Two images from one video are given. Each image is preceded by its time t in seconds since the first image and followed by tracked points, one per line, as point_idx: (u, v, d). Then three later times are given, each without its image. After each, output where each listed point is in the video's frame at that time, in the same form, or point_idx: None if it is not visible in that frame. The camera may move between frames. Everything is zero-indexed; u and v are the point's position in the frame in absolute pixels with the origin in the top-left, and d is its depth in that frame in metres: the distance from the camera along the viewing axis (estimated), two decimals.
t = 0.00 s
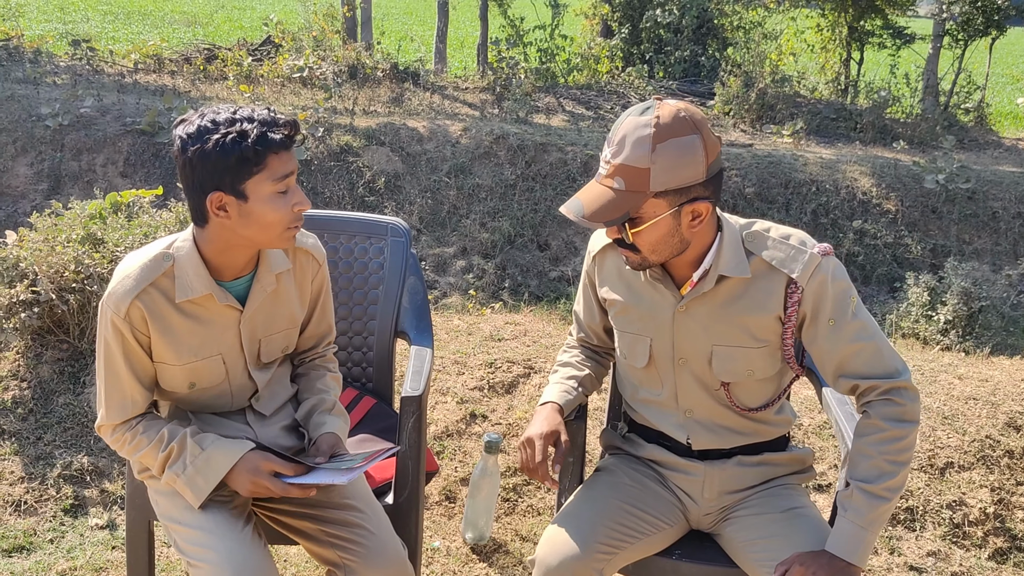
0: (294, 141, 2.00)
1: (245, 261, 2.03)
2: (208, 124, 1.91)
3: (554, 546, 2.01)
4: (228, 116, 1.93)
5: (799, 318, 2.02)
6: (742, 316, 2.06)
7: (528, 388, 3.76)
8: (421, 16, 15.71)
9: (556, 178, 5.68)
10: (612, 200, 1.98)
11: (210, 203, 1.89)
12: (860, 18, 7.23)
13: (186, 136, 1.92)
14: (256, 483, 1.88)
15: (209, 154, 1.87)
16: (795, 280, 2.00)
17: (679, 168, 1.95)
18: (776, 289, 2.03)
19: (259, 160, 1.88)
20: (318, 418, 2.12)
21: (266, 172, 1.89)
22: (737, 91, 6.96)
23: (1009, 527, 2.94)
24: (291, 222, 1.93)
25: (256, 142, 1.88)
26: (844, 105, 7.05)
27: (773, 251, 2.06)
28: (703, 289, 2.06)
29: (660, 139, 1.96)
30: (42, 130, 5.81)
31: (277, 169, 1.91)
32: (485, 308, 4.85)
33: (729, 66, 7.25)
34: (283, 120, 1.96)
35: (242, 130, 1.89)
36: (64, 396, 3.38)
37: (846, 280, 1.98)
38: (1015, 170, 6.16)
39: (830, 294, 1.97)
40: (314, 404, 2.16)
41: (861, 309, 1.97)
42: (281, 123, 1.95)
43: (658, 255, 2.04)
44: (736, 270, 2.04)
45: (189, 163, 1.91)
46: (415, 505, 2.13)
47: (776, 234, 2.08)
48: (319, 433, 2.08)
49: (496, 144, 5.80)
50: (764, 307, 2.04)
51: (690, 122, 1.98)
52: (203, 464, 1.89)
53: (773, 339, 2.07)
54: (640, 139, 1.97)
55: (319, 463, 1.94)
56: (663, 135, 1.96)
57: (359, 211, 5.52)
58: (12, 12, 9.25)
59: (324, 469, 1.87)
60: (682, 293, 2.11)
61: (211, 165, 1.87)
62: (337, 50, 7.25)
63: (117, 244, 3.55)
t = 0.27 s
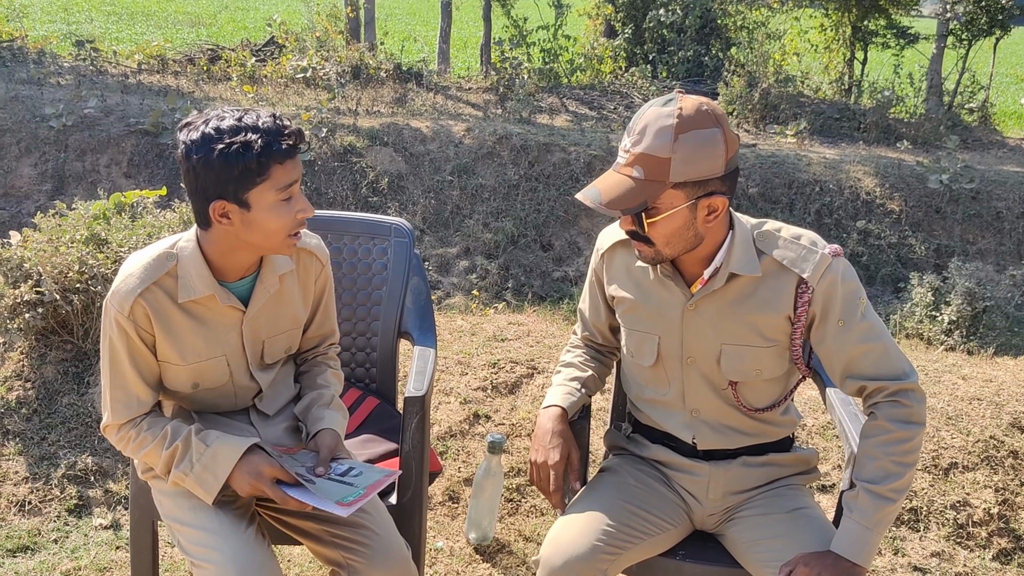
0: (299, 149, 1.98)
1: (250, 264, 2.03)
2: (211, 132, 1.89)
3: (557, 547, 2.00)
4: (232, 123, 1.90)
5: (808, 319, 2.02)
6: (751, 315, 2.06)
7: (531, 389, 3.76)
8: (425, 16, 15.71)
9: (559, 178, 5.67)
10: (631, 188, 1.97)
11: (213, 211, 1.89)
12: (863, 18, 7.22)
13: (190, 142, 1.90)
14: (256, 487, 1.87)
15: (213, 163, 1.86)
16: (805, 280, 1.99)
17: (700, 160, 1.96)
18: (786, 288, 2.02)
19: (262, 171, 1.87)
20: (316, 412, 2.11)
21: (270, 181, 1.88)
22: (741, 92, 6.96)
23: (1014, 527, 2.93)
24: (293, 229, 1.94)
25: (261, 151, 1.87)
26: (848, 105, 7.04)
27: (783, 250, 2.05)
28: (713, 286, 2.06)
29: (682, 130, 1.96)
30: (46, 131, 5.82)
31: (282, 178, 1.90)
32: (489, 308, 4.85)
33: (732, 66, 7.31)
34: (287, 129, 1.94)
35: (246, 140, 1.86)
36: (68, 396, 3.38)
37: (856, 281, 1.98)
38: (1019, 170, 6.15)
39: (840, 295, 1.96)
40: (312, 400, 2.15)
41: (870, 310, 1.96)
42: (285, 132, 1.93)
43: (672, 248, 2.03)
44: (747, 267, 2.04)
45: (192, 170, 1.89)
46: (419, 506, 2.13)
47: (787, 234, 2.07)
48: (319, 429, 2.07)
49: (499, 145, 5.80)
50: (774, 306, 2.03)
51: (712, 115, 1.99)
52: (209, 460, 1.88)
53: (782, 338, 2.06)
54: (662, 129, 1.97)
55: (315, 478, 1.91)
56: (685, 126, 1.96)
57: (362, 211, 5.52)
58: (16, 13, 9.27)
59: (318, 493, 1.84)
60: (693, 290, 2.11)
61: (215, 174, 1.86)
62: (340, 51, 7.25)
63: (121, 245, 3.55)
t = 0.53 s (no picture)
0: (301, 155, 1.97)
1: (251, 266, 2.03)
2: (212, 138, 1.88)
3: (559, 546, 2.00)
4: (233, 129, 1.90)
5: (820, 317, 2.02)
6: (764, 311, 2.06)
7: (533, 388, 3.76)
8: (426, 16, 15.71)
9: (561, 177, 5.67)
10: (657, 172, 1.98)
11: (215, 217, 1.89)
12: (865, 17, 7.21)
13: (191, 149, 1.90)
14: (244, 495, 1.88)
15: (214, 171, 1.86)
16: (820, 278, 2.00)
17: (726, 150, 1.96)
18: (800, 286, 2.03)
19: (265, 179, 1.87)
20: (313, 421, 2.10)
21: (273, 187, 1.88)
22: (742, 91, 6.96)
23: (1016, 526, 2.93)
24: (296, 234, 1.94)
25: (262, 158, 1.86)
26: (850, 104, 7.03)
27: (799, 248, 2.05)
28: (727, 280, 2.06)
29: (712, 119, 1.97)
30: (48, 130, 5.82)
31: (284, 184, 1.90)
32: (490, 307, 4.85)
33: (734, 65, 7.41)
34: (289, 134, 1.93)
35: (248, 147, 1.86)
36: (70, 395, 3.38)
37: (869, 281, 1.98)
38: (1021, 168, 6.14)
39: (853, 295, 1.97)
40: (311, 406, 2.14)
41: (881, 311, 1.97)
42: (287, 138, 1.92)
43: (690, 238, 2.04)
44: (762, 263, 2.04)
45: (194, 177, 1.89)
46: (421, 504, 2.13)
47: (802, 233, 2.07)
48: (314, 438, 2.07)
49: (501, 144, 5.80)
50: (788, 303, 2.04)
51: (740, 108, 2.00)
52: (200, 462, 1.88)
53: (793, 336, 2.06)
54: (692, 117, 1.97)
55: (303, 486, 1.91)
56: (714, 115, 1.97)
57: (364, 210, 5.52)
58: (18, 12, 9.28)
59: (302, 502, 1.84)
60: (706, 286, 2.11)
61: (216, 181, 1.86)
62: (342, 50, 7.25)
63: (123, 244, 3.56)
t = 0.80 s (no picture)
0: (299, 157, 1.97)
1: (250, 267, 2.03)
2: (210, 143, 1.88)
3: (560, 545, 2.00)
4: (230, 132, 1.89)
5: (828, 317, 2.03)
6: (773, 308, 2.06)
7: (533, 386, 3.77)
8: (427, 15, 15.70)
9: (562, 175, 5.68)
10: (678, 157, 2.00)
11: (214, 222, 1.89)
12: (866, 15, 7.20)
13: (188, 154, 1.90)
14: (244, 501, 1.88)
15: (212, 176, 1.86)
16: (830, 276, 2.00)
17: (747, 141, 1.99)
18: (811, 285, 2.03)
19: (264, 183, 1.87)
20: (314, 425, 2.11)
21: (272, 191, 1.88)
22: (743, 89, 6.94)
23: (1017, 524, 2.93)
24: (296, 236, 1.94)
25: (261, 163, 1.86)
26: (850, 102, 7.03)
27: (811, 247, 2.05)
28: (739, 275, 2.07)
29: (737, 109, 2.00)
30: (49, 129, 5.82)
31: (283, 188, 1.90)
32: (490, 306, 4.85)
33: (735, 63, 7.44)
34: (287, 137, 1.93)
35: (245, 152, 1.86)
36: (71, 394, 3.39)
37: (877, 282, 1.99)
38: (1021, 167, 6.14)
39: (862, 295, 1.97)
40: (313, 410, 2.15)
41: (889, 312, 1.98)
42: (286, 141, 1.92)
43: (705, 229, 2.05)
44: (774, 259, 2.05)
45: (192, 182, 1.89)
46: (422, 502, 2.14)
47: (814, 232, 2.08)
48: (315, 445, 2.07)
49: (501, 142, 5.81)
50: (798, 301, 2.04)
51: (764, 102, 2.03)
52: (201, 467, 1.88)
53: (801, 334, 2.07)
54: (717, 105, 2.00)
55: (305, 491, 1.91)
56: (739, 106, 2.00)
57: (364, 208, 5.52)
58: (18, 12, 9.28)
59: (304, 506, 1.84)
60: (716, 280, 2.12)
61: (215, 187, 1.86)
62: (343, 48, 7.26)
63: (124, 243, 3.56)
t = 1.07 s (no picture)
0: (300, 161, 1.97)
1: (249, 268, 2.03)
2: (211, 146, 1.87)
3: (559, 542, 2.00)
4: (231, 136, 1.89)
5: (835, 316, 2.03)
6: (781, 305, 2.06)
7: (532, 385, 3.77)
8: (425, 14, 15.70)
9: (560, 174, 5.68)
10: (696, 148, 2.00)
11: (213, 225, 1.89)
12: (865, 14, 7.20)
13: (189, 156, 1.89)
14: (245, 496, 1.88)
15: (212, 180, 1.86)
16: (839, 275, 2.00)
17: (764, 135, 1.99)
18: (819, 283, 2.04)
19: (264, 188, 1.87)
20: (316, 417, 2.11)
21: (271, 195, 1.88)
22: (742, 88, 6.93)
23: (1015, 523, 2.93)
24: (295, 238, 1.94)
25: (261, 168, 1.86)
26: (849, 101, 7.03)
27: (819, 246, 2.06)
28: (749, 271, 2.07)
29: (756, 103, 2.00)
30: (47, 127, 5.81)
31: (283, 192, 1.90)
32: (489, 305, 4.85)
33: (734, 63, 7.46)
34: (288, 141, 1.93)
35: (247, 156, 1.85)
36: (69, 392, 3.38)
37: (884, 284, 2.00)
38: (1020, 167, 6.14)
39: (869, 295, 1.98)
40: (314, 403, 2.15)
41: (895, 314, 1.99)
42: (287, 145, 1.91)
43: (717, 221, 2.05)
44: (784, 257, 2.05)
45: (192, 185, 1.89)
46: (420, 500, 2.14)
47: (823, 231, 2.08)
48: (318, 434, 2.07)
49: (500, 141, 5.80)
50: (806, 299, 2.04)
51: (782, 98, 2.03)
52: (200, 465, 1.88)
53: (807, 332, 2.07)
54: (737, 98, 2.00)
55: (305, 481, 1.91)
56: (758, 101, 2.00)
57: (363, 207, 5.51)
58: (16, 10, 9.27)
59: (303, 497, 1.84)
60: (726, 276, 2.11)
61: (215, 191, 1.86)
62: (341, 47, 7.25)
63: (122, 241, 3.55)
